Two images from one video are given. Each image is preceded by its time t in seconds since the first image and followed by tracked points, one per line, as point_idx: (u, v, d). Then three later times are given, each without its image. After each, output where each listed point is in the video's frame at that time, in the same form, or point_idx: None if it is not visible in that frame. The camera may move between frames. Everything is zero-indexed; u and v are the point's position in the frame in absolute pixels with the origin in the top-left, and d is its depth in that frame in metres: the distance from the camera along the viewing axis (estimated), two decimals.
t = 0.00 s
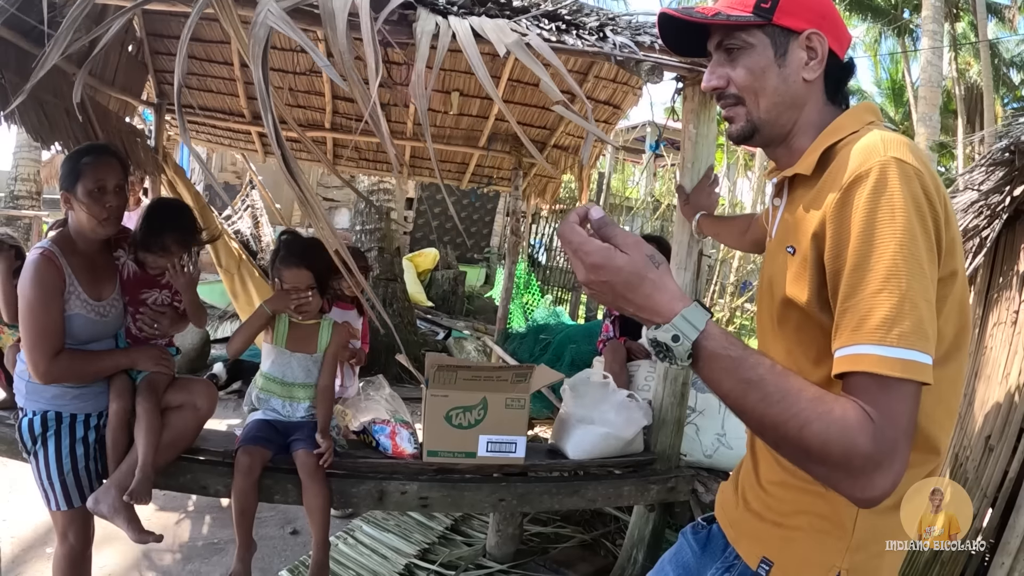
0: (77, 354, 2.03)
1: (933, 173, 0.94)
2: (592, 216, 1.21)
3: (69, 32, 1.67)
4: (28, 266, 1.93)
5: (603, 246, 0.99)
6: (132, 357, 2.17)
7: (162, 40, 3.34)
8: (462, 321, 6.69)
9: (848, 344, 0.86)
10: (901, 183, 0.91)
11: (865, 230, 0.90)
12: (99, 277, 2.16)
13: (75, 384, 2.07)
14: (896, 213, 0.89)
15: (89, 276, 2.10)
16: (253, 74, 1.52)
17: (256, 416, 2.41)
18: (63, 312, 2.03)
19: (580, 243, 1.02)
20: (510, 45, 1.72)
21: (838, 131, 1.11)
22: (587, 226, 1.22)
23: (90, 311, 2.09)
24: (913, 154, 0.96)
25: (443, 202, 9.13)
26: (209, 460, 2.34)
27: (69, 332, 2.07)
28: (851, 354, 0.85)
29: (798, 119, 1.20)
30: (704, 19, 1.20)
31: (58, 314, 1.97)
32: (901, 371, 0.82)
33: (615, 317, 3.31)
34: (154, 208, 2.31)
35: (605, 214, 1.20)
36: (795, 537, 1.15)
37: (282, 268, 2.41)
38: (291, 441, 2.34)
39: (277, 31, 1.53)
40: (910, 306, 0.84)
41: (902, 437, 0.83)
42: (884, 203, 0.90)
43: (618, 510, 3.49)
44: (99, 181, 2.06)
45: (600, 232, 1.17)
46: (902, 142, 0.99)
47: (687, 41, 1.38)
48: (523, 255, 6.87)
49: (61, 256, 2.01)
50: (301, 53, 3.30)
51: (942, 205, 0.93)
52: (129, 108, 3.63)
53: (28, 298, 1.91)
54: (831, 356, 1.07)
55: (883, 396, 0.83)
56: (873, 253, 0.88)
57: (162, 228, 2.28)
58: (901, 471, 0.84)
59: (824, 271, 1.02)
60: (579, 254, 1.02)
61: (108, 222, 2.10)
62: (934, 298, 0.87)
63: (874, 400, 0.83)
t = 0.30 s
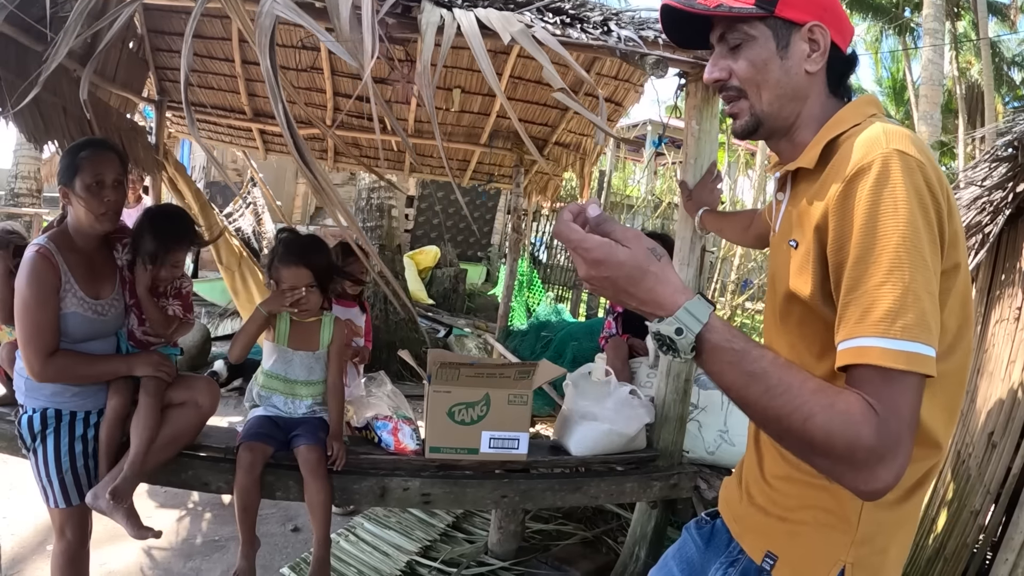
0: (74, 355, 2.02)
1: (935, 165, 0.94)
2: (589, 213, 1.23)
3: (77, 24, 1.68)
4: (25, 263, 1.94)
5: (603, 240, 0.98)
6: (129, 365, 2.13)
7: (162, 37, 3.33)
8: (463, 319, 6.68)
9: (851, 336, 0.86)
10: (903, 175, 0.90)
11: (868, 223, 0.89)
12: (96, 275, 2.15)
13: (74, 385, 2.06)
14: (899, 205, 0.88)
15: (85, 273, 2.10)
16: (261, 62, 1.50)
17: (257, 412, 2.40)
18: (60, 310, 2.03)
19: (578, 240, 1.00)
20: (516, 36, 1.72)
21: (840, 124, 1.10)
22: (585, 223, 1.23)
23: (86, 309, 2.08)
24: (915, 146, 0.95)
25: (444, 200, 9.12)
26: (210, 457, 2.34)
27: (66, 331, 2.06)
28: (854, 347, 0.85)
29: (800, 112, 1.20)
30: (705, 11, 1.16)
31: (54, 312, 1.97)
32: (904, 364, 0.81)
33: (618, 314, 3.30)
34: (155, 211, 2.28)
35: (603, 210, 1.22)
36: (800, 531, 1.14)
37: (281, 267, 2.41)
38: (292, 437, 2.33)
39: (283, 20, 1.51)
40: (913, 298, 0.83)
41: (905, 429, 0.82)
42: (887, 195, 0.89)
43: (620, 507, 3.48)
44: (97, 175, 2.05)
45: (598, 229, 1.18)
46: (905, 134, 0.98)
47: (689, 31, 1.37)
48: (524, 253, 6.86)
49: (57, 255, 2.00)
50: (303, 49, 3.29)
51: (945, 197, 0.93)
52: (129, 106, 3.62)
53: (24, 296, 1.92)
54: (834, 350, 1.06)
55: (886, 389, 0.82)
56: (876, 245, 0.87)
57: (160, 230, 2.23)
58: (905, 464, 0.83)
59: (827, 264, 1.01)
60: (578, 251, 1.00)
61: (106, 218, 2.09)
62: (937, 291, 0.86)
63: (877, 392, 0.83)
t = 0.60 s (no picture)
0: (70, 358, 2.01)
1: (939, 163, 0.94)
2: (593, 209, 1.22)
3: (82, 20, 1.68)
4: (22, 263, 1.94)
5: (610, 235, 0.99)
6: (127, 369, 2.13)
7: (163, 35, 3.33)
8: (463, 318, 6.68)
9: (857, 331, 0.86)
10: (908, 172, 0.90)
11: (873, 219, 0.89)
12: (95, 274, 2.15)
13: (73, 386, 2.06)
14: (904, 202, 0.88)
15: (83, 272, 2.10)
16: (264, 56, 1.47)
17: (260, 410, 2.40)
18: (57, 309, 2.03)
19: (584, 234, 1.01)
20: (524, 32, 1.72)
21: (845, 121, 1.10)
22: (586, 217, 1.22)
23: (83, 309, 2.08)
24: (919, 144, 0.95)
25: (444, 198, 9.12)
26: (213, 455, 2.34)
27: (63, 330, 2.07)
28: (859, 343, 0.85)
29: (805, 107, 1.20)
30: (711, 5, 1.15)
31: (50, 313, 1.98)
32: (909, 360, 0.82)
33: (621, 312, 3.31)
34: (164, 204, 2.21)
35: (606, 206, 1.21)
36: (804, 527, 1.14)
37: (281, 264, 2.41)
38: (295, 435, 2.33)
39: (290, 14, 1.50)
40: (918, 294, 0.83)
41: (910, 424, 0.82)
42: (892, 192, 0.89)
43: (622, 505, 3.49)
44: (95, 172, 2.05)
45: (603, 224, 1.17)
46: (909, 131, 0.98)
47: (696, 25, 1.36)
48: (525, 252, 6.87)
49: (54, 254, 2.00)
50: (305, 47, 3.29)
51: (949, 194, 0.93)
52: (131, 103, 3.62)
53: (20, 296, 1.92)
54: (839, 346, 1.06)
55: (892, 384, 0.82)
56: (881, 242, 0.87)
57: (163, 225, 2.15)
58: (910, 459, 0.84)
59: (832, 260, 1.01)
60: (584, 245, 1.02)
61: (105, 216, 2.09)
62: (942, 287, 0.86)
63: (883, 388, 0.83)
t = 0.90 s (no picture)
0: (70, 357, 2.01)
1: (946, 158, 0.94)
2: (602, 205, 1.21)
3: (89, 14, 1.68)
4: (23, 261, 1.94)
5: (617, 232, 0.98)
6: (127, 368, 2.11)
7: (165, 32, 3.32)
8: (464, 316, 6.68)
9: (864, 326, 0.85)
10: (915, 167, 0.90)
11: (881, 213, 0.89)
12: (96, 271, 2.15)
13: (73, 385, 2.06)
14: (912, 197, 0.88)
15: (84, 270, 2.09)
16: (275, 49, 1.49)
17: (262, 407, 2.40)
18: (58, 307, 2.03)
19: (591, 232, 1.00)
20: (532, 29, 1.71)
21: (851, 117, 1.10)
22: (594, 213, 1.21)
23: (84, 307, 2.08)
24: (926, 139, 0.95)
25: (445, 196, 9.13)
26: (215, 452, 2.33)
27: (64, 328, 2.07)
28: (867, 337, 0.84)
29: (810, 104, 1.19)
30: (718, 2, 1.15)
31: (50, 311, 1.97)
32: (917, 354, 0.81)
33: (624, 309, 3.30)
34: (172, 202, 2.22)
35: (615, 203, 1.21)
36: (811, 522, 1.14)
37: (282, 261, 2.38)
38: (297, 433, 2.33)
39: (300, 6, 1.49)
40: (926, 288, 0.83)
41: (919, 418, 0.82)
42: (899, 186, 0.89)
43: (624, 503, 3.49)
44: (96, 169, 2.04)
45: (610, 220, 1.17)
46: (916, 126, 0.97)
47: (702, 22, 1.36)
48: (525, 251, 6.87)
49: (54, 252, 2.00)
50: (306, 45, 3.29)
51: (957, 189, 0.92)
52: (133, 101, 3.62)
53: (20, 295, 1.92)
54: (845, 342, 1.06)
55: (900, 378, 0.82)
56: (889, 236, 0.87)
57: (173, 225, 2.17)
58: (919, 453, 0.83)
59: (839, 256, 1.01)
60: (592, 242, 1.00)
61: (106, 213, 2.09)
62: (949, 282, 0.86)
63: (892, 382, 0.83)
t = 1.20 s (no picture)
0: (70, 357, 2.01)
1: (945, 161, 0.94)
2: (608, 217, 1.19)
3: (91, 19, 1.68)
4: (22, 261, 1.94)
5: (617, 252, 0.98)
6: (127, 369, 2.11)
7: (164, 31, 3.32)
8: (464, 315, 6.69)
9: (866, 331, 0.86)
10: (915, 170, 0.90)
11: (881, 217, 0.89)
12: (97, 270, 2.15)
13: (73, 386, 2.06)
14: (912, 200, 0.88)
15: (84, 269, 2.09)
16: (277, 55, 1.49)
17: (261, 407, 2.40)
18: (57, 307, 2.03)
19: (593, 251, 0.99)
20: (532, 29, 1.70)
21: (850, 119, 1.10)
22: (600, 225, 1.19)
23: (84, 307, 2.08)
24: (925, 142, 0.95)
25: (445, 195, 9.13)
26: (216, 451, 2.34)
27: (64, 327, 2.07)
28: (869, 341, 0.85)
29: (809, 106, 1.20)
30: (716, 5, 1.15)
31: (49, 311, 1.97)
32: (919, 358, 0.81)
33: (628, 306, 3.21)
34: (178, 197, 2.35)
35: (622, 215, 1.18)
36: (812, 522, 1.14)
37: (283, 260, 2.39)
38: (297, 432, 2.33)
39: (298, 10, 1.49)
40: (926, 292, 0.83)
41: (921, 420, 0.82)
42: (899, 190, 0.89)
43: (624, 502, 3.49)
44: (97, 169, 2.05)
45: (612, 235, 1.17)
46: (915, 129, 0.98)
47: (701, 24, 1.36)
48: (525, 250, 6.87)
49: (54, 251, 2.00)
50: (306, 44, 3.29)
51: (956, 192, 0.93)
52: (133, 100, 3.62)
53: (20, 295, 1.92)
54: (846, 344, 1.06)
55: (902, 382, 0.82)
56: (889, 240, 0.87)
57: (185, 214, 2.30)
58: (922, 456, 0.84)
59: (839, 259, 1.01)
60: (592, 261, 1.00)
61: (106, 212, 2.09)
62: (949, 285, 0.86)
63: (894, 386, 0.83)
